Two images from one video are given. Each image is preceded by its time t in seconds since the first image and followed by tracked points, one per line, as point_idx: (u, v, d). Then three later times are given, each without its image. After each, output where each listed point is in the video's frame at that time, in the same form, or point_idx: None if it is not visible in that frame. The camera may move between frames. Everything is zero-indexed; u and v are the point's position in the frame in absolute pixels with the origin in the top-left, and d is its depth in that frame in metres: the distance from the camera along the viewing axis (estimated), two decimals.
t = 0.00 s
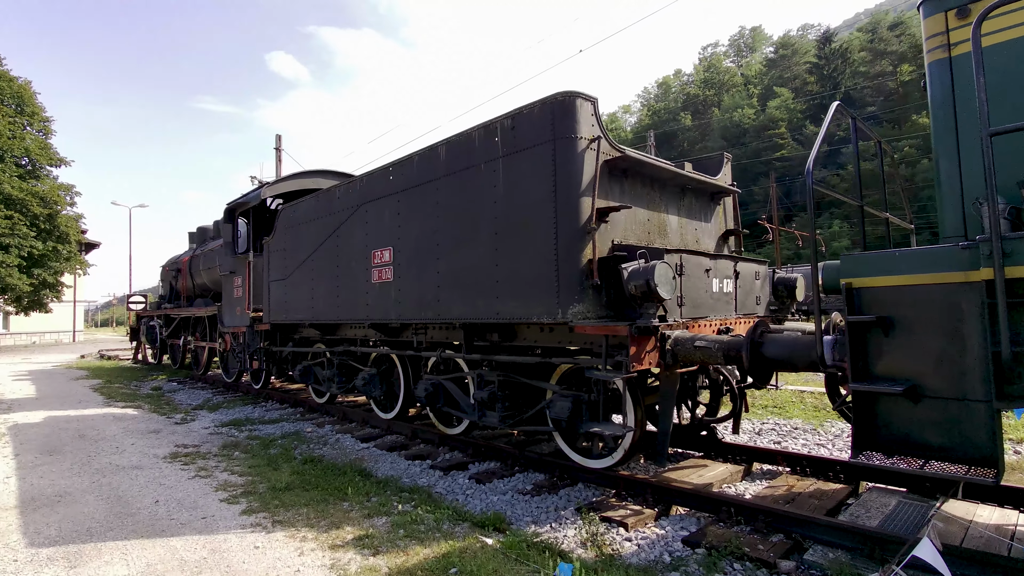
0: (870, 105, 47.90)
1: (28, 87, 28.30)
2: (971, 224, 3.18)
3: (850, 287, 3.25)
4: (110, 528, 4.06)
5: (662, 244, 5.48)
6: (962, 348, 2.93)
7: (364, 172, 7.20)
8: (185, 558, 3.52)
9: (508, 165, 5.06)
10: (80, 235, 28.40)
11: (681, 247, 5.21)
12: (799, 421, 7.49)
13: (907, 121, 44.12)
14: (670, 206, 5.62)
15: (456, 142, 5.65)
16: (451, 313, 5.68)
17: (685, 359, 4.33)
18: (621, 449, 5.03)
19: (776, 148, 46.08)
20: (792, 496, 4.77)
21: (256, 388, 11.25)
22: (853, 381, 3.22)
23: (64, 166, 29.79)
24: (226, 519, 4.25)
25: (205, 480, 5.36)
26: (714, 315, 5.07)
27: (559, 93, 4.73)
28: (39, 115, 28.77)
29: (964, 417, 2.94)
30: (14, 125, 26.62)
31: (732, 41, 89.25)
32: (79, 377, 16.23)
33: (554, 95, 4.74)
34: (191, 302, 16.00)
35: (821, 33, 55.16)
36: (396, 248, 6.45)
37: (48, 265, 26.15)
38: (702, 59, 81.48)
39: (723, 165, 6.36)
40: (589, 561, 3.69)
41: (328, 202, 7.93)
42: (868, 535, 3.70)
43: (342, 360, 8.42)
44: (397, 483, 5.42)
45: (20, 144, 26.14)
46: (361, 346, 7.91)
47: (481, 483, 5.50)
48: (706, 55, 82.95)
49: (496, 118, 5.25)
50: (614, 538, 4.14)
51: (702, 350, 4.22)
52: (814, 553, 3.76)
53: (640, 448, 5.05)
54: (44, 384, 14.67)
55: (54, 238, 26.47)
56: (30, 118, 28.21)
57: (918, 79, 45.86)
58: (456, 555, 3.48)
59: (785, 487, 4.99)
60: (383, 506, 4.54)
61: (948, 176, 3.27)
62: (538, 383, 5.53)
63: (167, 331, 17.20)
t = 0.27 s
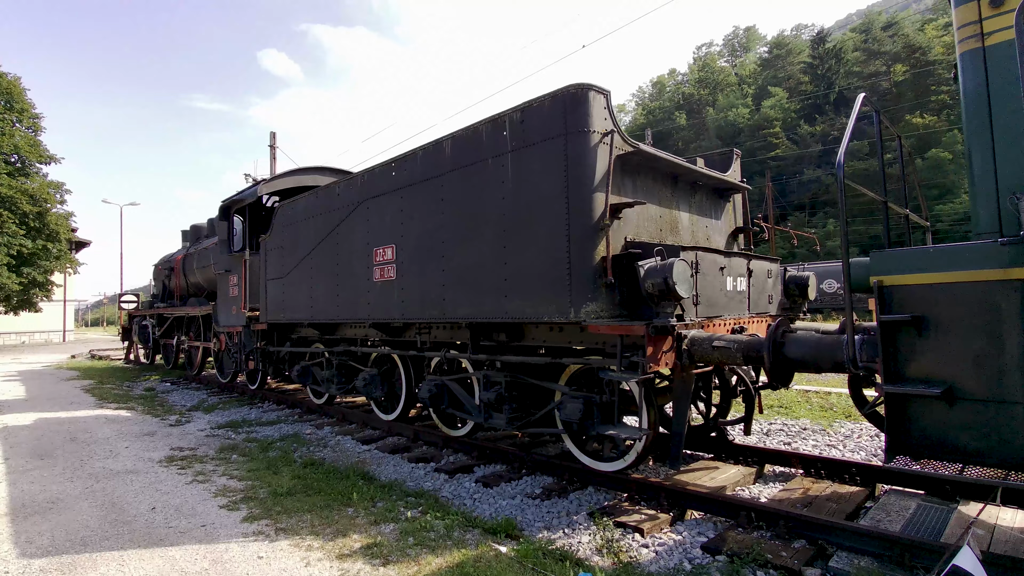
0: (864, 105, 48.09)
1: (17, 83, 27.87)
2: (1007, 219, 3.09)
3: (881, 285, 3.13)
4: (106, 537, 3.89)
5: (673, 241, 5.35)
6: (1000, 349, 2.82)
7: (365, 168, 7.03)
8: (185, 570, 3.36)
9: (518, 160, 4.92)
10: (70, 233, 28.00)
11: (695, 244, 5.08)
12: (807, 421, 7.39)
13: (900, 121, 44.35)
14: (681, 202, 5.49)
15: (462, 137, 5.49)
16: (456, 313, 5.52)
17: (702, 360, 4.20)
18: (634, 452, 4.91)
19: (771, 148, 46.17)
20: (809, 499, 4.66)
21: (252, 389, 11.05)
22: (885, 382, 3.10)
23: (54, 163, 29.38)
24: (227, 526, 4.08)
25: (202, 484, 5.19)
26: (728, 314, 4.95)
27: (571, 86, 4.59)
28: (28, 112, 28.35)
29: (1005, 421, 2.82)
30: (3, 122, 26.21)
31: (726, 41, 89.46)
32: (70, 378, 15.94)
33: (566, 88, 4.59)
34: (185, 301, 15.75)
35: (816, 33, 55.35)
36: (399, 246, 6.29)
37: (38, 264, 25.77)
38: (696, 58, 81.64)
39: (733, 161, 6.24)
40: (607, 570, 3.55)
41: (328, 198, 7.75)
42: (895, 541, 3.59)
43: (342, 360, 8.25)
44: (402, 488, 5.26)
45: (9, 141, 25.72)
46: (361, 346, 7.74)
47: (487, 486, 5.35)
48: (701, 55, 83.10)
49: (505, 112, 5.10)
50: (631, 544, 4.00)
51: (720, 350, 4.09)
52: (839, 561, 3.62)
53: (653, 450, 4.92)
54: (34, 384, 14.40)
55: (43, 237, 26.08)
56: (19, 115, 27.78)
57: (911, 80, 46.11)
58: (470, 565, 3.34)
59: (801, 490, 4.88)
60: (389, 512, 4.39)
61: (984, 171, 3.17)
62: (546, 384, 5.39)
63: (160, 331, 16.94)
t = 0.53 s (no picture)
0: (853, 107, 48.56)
1: None
2: None
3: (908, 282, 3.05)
4: (100, 546, 3.72)
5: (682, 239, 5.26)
6: None
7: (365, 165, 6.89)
8: None
9: (526, 156, 4.81)
10: (54, 232, 27.46)
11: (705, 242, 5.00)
12: (810, 421, 7.35)
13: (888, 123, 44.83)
14: (689, 201, 5.41)
15: (467, 132, 5.37)
16: (460, 312, 5.40)
17: (717, 360, 4.12)
18: (644, 453, 4.83)
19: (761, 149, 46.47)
20: (822, 501, 4.59)
21: (244, 390, 10.83)
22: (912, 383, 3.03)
23: (38, 161, 28.80)
24: (227, 534, 3.93)
25: (199, 489, 5.02)
26: (739, 313, 4.87)
27: (581, 80, 4.49)
28: (11, 108, 27.76)
29: None
30: None
31: (716, 43, 90.04)
32: (55, 379, 15.57)
33: (576, 81, 4.49)
34: (174, 301, 15.45)
35: (805, 36, 55.84)
36: (400, 244, 6.15)
37: (21, 263, 25.24)
38: (686, 60, 82.06)
39: (739, 159, 6.17)
40: None
41: (325, 196, 7.59)
42: (916, 544, 3.52)
43: (339, 361, 8.08)
44: (405, 491, 5.12)
45: None
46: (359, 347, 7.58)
47: (493, 489, 5.23)
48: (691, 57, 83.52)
49: (512, 106, 4.99)
50: (645, 549, 3.90)
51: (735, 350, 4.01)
52: (860, 566, 3.54)
53: (663, 452, 4.83)
54: (17, 386, 14.03)
55: (27, 236, 25.55)
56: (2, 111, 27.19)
57: (899, 83, 46.66)
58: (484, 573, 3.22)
59: (812, 492, 4.81)
60: (395, 518, 4.25)
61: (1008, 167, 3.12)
62: (553, 384, 5.28)
63: (149, 331, 16.61)
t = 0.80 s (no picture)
0: (837, 109, 49.22)
1: None
2: None
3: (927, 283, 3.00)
4: (90, 558, 3.56)
5: (686, 239, 5.20)
6: None
7: (361, 162, 6.75)
8: None
9: (531, 153, 4.71)
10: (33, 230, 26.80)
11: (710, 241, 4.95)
12: (808, 422, 7.34)
13: (872, 126, 45.50)
14: (694, 200, 5.35)
15: (469, 128, 5.26)
16: (461, 312, 5.29)
17: (727, 361, 4.05)
18: (650, 456, 4.75)
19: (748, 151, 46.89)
20: (830, 504, 4.54)
21: (233, 392, 10.59)
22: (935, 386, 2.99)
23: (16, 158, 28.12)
24: (224, 543, 3.78)
25: (191, 496, 4.84)
26: (745, 314, 4.81)
27: (589, 75, 4.40)
28: None
29: None
30: None
31: (703, 45, 90.73)
32: (34, 381, 15.15)
33: (584, 77, 4.40)
34: (158, 301, 15.11)
35: (790, 39, 56.46)
36: (398, 243, 6.02)
37: None
38: (674, 62, 82.59)
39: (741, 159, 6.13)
40: None
41: (319, 193, 7.42)
42: (931, 547, 3.48)
43: (332, 362, 7.91)
44: (405, 496, 4.99)
45: None
46: (354, 347, 7.42)
47: (495, 493, 5.12)
48: (678, 59, 84.08)
49: (516, 102, 4.89)
50: (656, 554, 3.82)
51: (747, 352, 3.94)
52: (875, 570, 3.50)
53: (669, 454, 4.76)
54: None
55: (4, 234, 24.91)
56: None
57: (882, 86, 47.40)
58: None
59: (818, 493, 4.77)
60: (398, 524, 4.13)
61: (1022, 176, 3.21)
62: (556, 386, 5.18)
63: (132, 332, 16.24)
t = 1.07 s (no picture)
0: (825, 110, 49.63)
1: None
2: None
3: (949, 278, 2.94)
4: (77, 568, 3.39)
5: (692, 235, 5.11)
6: None
7: (357, 156, 6.59)
8: None
9: (535, 146, 4.60)
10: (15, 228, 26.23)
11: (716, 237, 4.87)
12: (809, 420, 7.30)
13: (860, 126, 45.91)
14: (699, 197, 5.26)
15: (471, 121, 5.13)
16: (463, 310, 5.16)
17: (737, 359, 3.96)
18: (657, 456, 4.66)
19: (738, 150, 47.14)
20: (839, 504, 4.48)
21: (223, 392, 10.38)
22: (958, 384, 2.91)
23: None
24: (219, 550, 3.63)
25: (182, 500, 4.68)
26: (752, 311, 4.73)
27: (595, 66, 4.28)
28: None
29: None
30: None
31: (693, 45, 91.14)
32: (17, 381, 14.78)
33: (590, 68, 4.29)
34: (145, 300, 14.81)
35: (780, 40, 56.84)
36: (396, 239, 5.88)
37: None
38: (664, 62, 82.86)
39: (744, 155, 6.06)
40: None
41: (314, 189, 7.24)
42: (948, 548, 3.42)
43: (326, 361, 7.75)
44: (405, 499, 4.85)
45: None
46: (350, 346, 7.27)
47: (497, 494, 5.00)
48: (668, 59, 84.38)
49: (519, 94, 4.77)
50: (667, 557, 3.72)
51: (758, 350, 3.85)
52: (892, 571, 3.42)
53: (675, 455, 4.67)
54: None
55: None
56: None
57: (870, 87, 47.85)
58: None
59: (827, 493, 4.71)
60: (400, 528, 3.99)
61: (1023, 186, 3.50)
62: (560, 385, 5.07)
63: (119, 331, 15.92)
